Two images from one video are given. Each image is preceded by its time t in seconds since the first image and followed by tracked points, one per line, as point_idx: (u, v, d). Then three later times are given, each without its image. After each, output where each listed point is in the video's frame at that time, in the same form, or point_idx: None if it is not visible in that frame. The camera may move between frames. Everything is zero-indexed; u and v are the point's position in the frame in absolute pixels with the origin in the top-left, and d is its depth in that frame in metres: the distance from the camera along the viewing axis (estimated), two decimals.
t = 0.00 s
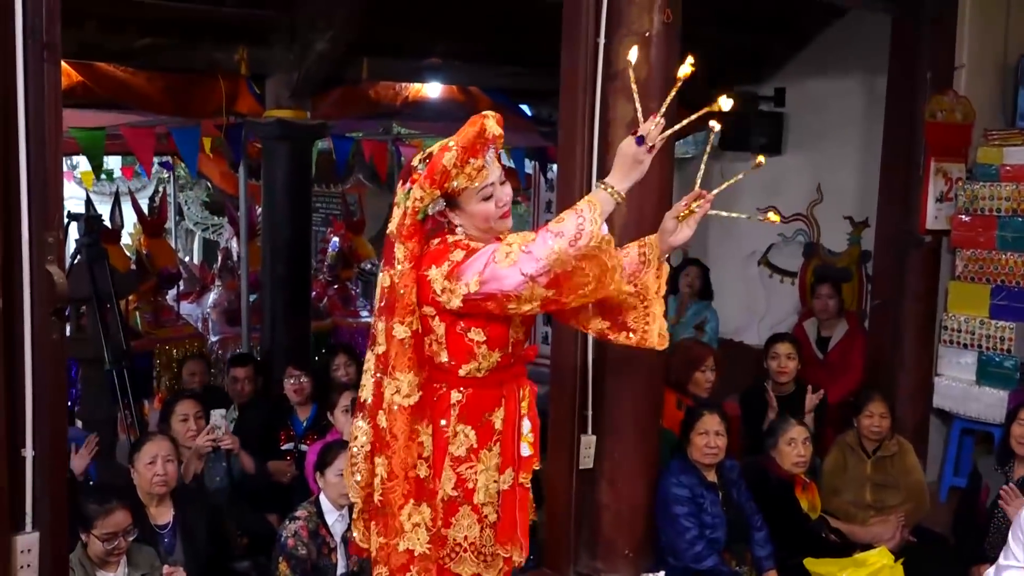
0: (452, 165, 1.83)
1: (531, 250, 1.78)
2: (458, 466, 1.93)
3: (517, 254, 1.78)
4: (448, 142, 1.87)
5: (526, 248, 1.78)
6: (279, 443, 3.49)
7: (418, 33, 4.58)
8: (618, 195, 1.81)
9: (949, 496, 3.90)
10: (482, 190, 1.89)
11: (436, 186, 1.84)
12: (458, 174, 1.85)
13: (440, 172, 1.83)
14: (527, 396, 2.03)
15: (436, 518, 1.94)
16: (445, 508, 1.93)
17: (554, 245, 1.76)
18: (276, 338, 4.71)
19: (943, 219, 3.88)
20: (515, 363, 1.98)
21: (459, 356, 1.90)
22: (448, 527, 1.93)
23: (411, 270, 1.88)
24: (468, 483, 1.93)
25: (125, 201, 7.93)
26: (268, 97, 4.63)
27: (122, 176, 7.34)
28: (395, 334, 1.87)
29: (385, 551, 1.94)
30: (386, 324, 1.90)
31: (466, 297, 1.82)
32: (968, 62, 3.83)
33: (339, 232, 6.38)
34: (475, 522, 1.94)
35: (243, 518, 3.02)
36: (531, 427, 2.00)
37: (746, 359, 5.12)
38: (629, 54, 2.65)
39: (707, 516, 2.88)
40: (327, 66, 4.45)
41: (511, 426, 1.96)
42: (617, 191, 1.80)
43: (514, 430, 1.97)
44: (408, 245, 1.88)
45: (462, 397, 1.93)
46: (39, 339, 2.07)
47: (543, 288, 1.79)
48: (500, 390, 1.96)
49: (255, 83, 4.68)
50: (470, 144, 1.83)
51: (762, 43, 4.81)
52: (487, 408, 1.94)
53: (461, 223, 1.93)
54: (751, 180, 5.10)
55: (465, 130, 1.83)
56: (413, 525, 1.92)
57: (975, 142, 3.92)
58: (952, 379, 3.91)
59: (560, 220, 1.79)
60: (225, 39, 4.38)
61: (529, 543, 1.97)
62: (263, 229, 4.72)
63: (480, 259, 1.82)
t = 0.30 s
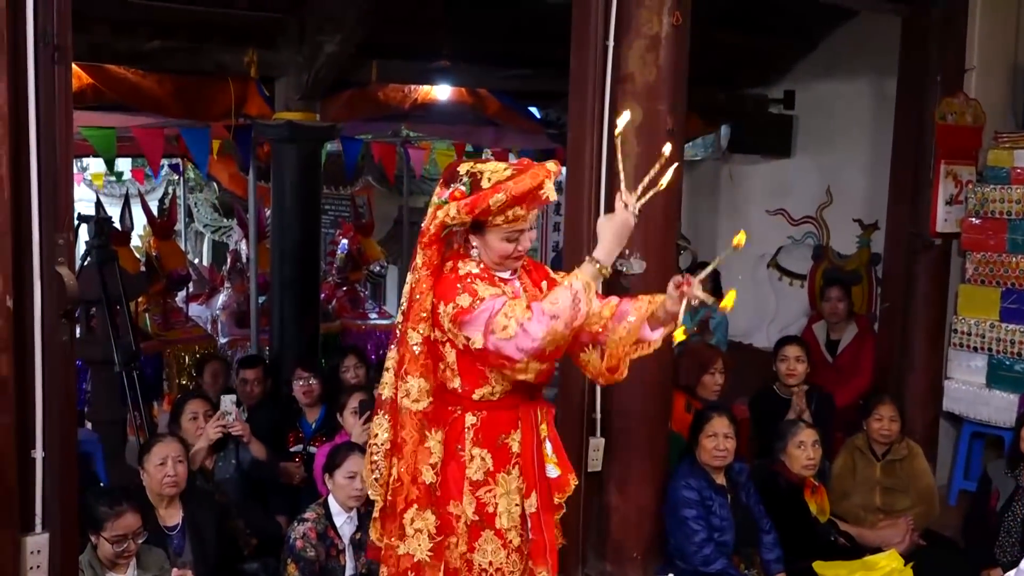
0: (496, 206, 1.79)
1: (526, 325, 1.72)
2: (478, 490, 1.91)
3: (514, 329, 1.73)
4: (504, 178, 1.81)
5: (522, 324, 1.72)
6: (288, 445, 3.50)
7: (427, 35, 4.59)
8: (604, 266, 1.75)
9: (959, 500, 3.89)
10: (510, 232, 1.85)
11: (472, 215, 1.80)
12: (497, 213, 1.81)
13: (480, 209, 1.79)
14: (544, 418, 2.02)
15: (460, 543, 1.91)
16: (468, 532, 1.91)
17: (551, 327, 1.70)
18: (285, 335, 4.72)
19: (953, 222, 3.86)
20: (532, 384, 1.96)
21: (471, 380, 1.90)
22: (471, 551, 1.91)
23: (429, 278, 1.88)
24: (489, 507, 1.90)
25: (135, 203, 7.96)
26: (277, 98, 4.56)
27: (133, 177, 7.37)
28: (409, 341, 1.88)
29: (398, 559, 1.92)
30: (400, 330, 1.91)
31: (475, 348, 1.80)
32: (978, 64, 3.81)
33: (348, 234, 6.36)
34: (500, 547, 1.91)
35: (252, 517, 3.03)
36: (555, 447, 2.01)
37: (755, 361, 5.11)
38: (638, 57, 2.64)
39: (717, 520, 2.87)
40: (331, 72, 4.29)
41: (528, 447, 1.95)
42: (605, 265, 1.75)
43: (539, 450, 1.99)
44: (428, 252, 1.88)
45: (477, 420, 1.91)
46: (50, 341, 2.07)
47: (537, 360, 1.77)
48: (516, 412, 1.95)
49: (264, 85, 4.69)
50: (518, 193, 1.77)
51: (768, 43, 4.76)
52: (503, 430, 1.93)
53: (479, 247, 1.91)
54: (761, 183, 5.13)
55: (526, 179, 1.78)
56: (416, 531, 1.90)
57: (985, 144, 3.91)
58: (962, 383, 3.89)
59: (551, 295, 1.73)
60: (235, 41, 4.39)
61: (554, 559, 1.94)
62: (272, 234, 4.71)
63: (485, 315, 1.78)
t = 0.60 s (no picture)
0: (510, 194, 1.72)
1: (484, 396, 1.67)
2: (485, 481, 1.84)
3: (472, 392, 1.69)
4: (515, 164, 1.75)
5: (479, 393, 1.68)
6: (291, 446, 3.50)
7: (431, 36, 4.60)
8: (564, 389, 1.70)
9: (962, 502, 3.88)
10: (519, 221, 1.79)
11: (481, 200, 1.73)
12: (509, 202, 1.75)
13: (492, 194, 1.72)
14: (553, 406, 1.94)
15: (469, 534, 1.84)
16: (476, 523, 1.84)
17: (501, 416, 1.67)
18: (288, 336, 4.70)
19: (956, 223, 3.86)
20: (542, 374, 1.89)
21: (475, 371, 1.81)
22: (480, 543, 1.84)
23: (432, 264, 1.82)
24: (497, 498, 1.85)
25: (138, 205, 7.97)
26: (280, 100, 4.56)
27: (136, 179, 7.38)
28: (407, 332, 1.80)
29: (402, 547, 1.87)
30: (400, 318, 1.82)
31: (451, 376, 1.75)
32: (982, 65, 3.81)
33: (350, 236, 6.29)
34: (509, 538, 1.85)
35: (254, 517, 3.04)
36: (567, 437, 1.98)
37: (759, 363, 5.09)
38: (641, 58, 2.64)
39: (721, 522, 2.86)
40: (334, 74, 4.29)
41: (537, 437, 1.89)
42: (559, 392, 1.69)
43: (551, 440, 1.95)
44: (434, 239, 1.81)
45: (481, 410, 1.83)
46: (52, 342, 2.07)
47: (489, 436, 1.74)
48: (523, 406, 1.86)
49: (267, 86, 4.69)
50: (532, 179, 1.72)
51: (772, 45, 4.77)
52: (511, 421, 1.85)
53: (485, 235, 1.83)
54: (765, 185, 5.11)
55: (539, 166, 1.73)
56: (417, 519, 1.84)
57: (989, 145, 3.91)
58: (966, 384, 3.88)
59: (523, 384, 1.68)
60: (239, 42, 4.39)
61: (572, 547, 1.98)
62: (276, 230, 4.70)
63: (466, 350, 1.73)
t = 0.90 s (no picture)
0: (483, 191, 1.79)
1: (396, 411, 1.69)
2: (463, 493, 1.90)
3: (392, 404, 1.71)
4: (484, 164, 1.83)
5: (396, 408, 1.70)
6: (286, 447, 3.50)
7: (426, 38, 4.61)
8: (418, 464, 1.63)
9: (957, 501, 3.89)
10: (500, 220, 1.85)
11: (457, 204, 1.79)
12: (484, 201, 1.81)
13: (466, 193, 1.79)
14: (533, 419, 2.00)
15: (446, 545, 1.90)
16: (453, 534, 1.90)
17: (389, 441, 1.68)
18: (283, 339, 4.71)
19: (951, 222, 3.87)
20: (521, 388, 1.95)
21: (457, 385, 1.87)
22: (457, 554, 1.91)
23: (414, 278, 1.84)
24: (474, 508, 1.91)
25: (133, 206, 7.95)
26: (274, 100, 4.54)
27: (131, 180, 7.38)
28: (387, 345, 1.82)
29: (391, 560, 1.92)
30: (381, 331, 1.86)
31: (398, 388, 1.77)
32: (976, 65, 3.82)
33: (345, 236, 6.38)
34: (486, 549, 1.92)
35: (250, 518, 3.03)
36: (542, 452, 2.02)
37: (753, 363, 5.10)
38: (635, 59, 2.65)
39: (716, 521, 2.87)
40: (329, 74, 4.28)
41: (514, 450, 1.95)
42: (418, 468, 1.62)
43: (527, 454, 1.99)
44: (416, 254, 1.83)
45: (463, 421, 1.89)
46: (47, 344, 2.07)
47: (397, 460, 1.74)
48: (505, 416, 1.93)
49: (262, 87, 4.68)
50: (503, 175, 1.79)
51: (767, 45, 4.78)
52: (490, 432, 1.90)
53: (472, 244, 1.89)
54: (759, 185, 5.11)
55: (507, 160, 1.80)
56: (409, 534, 1.87)
57: (983, 145, 3.91)
58: (960, 384, 3.89)
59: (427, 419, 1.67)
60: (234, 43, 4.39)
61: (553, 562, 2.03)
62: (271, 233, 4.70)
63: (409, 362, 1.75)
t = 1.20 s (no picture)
0: (436, 182, 1.85)
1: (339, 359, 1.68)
2: (423, 491, 1.90)
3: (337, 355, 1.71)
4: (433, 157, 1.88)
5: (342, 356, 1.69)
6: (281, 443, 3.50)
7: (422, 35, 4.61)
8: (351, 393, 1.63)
9: (952, 497, 3.89)
10: (464, 209, 1.90)
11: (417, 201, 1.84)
12: (441, 192, 1.87)
13: (422, 187, 1.84)
14: (500, 424, 2.03)
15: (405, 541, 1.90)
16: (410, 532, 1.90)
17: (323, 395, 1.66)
18: (278, 337, 4.69)
19: (946, 220, 3.87)
20: (489, 391, 1.98)
21: (428, 382, 1.89)
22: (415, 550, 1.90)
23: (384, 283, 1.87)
24: (432, 508, 1.91)
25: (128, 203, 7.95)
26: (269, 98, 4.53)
27: (126, 178, 7.37)
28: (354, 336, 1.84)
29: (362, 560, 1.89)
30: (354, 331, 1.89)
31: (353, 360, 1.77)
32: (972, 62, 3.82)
33: (342, 234, 6.38)
34: (441, 549, 1.92)
35: (246, 514, 3.03)
36: (507, 457, 2.03)
37: (749, 359, 5.10)
38: (631, 56, 2.64)
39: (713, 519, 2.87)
40: (324, 71, 4.28)
41: (477, 451, 1.96)
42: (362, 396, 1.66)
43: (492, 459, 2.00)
44: (388, 260, 1.88)
45: (430, 420, 1.91)
46: (43, 341, 2.07)
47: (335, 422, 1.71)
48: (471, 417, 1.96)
49: (258, 84, 4.67)
50: (453, 161, 1.84)
51: (763, 43, 4.78)
52: (455, 433, 1.93)
53: (446, 242, 1.93)
54: (755, 182, 5.11)
55: (453, 146, 1.85)
56: (397, 537, 1.86)
57: (978, 142, 3.92)
58: (956, 381, 3.89)
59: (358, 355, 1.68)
60: (229, 40, 4.38)
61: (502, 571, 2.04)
62: (266, 232, 4.71)
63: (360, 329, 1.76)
